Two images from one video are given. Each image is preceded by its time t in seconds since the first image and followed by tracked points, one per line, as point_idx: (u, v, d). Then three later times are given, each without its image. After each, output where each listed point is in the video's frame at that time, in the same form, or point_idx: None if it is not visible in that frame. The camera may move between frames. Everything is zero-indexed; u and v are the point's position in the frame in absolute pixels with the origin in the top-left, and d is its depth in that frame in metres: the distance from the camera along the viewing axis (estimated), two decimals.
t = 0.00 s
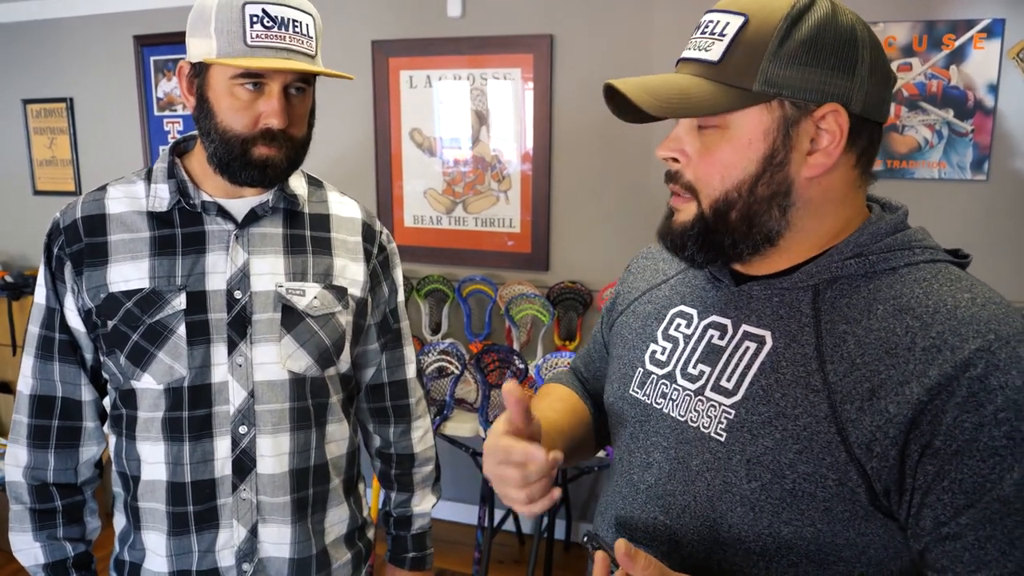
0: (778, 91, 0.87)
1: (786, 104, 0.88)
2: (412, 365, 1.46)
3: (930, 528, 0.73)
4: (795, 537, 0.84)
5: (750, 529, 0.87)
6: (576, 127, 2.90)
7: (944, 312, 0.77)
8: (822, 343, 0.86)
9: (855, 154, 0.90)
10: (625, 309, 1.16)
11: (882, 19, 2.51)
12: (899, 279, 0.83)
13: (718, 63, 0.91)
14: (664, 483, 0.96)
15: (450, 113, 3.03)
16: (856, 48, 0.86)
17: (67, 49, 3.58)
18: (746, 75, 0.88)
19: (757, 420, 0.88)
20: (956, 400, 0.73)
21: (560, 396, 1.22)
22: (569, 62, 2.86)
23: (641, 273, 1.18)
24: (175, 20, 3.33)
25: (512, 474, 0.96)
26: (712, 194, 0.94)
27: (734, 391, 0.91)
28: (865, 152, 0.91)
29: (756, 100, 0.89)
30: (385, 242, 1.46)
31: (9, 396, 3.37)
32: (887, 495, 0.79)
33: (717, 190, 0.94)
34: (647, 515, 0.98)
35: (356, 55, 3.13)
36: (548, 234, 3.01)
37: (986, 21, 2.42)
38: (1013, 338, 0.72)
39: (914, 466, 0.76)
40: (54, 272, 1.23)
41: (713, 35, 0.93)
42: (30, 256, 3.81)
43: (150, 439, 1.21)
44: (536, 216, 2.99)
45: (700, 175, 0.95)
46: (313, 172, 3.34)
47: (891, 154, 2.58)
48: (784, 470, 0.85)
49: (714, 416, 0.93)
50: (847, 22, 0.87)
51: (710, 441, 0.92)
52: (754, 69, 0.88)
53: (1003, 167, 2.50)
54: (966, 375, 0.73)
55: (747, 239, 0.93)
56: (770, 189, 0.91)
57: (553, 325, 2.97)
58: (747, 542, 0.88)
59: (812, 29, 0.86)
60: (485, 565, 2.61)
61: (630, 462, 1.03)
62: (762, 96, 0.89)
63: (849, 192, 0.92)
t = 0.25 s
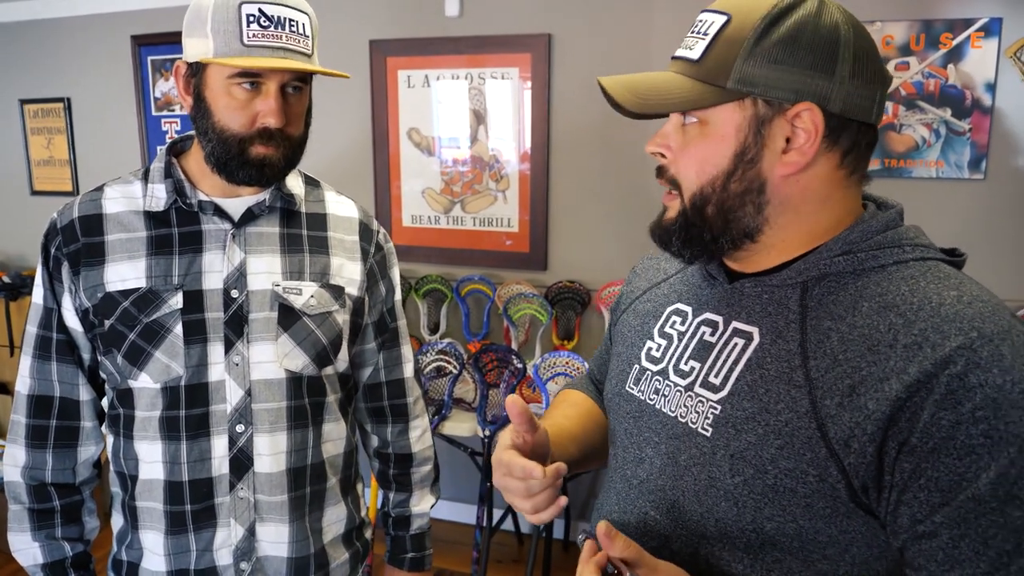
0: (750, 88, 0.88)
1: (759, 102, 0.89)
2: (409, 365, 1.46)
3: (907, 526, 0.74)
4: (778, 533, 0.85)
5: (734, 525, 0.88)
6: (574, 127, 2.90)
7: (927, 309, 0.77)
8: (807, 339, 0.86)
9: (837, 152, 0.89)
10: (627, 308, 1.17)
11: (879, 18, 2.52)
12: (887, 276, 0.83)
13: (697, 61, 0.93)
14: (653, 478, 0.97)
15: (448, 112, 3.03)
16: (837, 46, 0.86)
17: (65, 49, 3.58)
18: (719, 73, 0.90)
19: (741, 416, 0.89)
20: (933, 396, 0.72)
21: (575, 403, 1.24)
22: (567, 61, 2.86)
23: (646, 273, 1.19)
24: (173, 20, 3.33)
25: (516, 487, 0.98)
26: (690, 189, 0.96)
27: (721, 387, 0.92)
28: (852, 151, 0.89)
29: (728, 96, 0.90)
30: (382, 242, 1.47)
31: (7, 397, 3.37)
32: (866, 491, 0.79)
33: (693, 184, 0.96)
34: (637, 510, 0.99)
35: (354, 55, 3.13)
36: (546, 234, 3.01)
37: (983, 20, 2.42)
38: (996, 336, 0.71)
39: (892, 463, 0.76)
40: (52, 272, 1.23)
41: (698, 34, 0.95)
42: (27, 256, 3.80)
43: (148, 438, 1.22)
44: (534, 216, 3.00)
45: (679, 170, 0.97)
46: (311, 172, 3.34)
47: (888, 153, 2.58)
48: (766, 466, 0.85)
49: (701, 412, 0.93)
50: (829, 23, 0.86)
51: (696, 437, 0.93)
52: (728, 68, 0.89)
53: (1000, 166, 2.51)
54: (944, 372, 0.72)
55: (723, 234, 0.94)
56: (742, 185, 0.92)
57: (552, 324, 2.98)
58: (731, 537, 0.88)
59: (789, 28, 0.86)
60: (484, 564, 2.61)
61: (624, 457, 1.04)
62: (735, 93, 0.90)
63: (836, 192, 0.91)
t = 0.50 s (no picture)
0: (742, 87, 0.89)
1: (750, 100, 0.90)
2: (408, 364, 1.47)
3: (892, 522, 0.74)
4: (767, 531, 0.85)
5: (725, 523, 0.88)
6: (571, 126, 2.91)
7: (913, 304, 0.78)
8: (795, 336, 0.87)
9: (828, 153, 0.89)
10: (626, 309, 1.17)
11: (875, 17, 2.52)
12: (874, 273, 0.84)
13: (691, 59, 0.94)
14: (646, 477, 0.98)
15: (445, 112, 3.03)
16: (831, 46, 0.86)
17: (62, 49, 3.57)
18: (712, 71, 0.91)
19: (729, 413, 0.89)
20: (917, 392, 0.73)
21: (580, 403, 1.24)
22: (564, 60, 2.87)
23: (645, 275, 1.19)
24: (170, 20, 3.33)
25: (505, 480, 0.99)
26: (680, 185, 0.97)
27: (711, 384, 0.93)
28: (843, 151, 0.90)
29: (720, 95, 0.91)
30: (381, 242, 1.47)
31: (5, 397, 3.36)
32: (852, 488, 0.79)
33: (684, 181, 0.97)
34: (631, 509, 1.00)
35: (351, 54, 3.13)
36: (544, 233, 3.02)
37: (979, 19, 2.43)
38: (981, 331, 0.72)
39: (877, 458, 0.76)
40: (51, 273, 1.23)
41: (693, 32, 0.96)
42: (24, 256, 3.80)
43: (147, 437, 1.22)
44: (531, 215, 3.00)
45: (671, 166, 0.98)
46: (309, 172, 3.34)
47: (885, 152, 2.59)
48: (753, 463, 0.86)
49: (691, 410, 0.94)
50: (823, 24, 0.87)
51: (687, 435, 0.93)
52: (720, 67, 0.90)
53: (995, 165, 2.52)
54: (927, 367, 0.73)
55: (711, 230, 0.95)
56: (731, 182, 0.93)
57: (549, 323, 2.98)
58: (722, 536, 0.89)
59: (784, 28, 0.87)
60: (482, 564, 2.62)
61: (619, 457, 1.05)
62: (726, 91, 0.91)
63: (826, 191, 0.91)
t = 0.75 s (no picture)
0: (740, 84, 0.89)
1: (749, 98, 0.90)
2: (410, 364, 1.47)
3: (894, 518, 0.74)
4: (769, 528, 0.85)
5: (727, 520, 0.89)
6: (570, 125, 2.91)
7: (913, 300, 0.78)
8: (795, 333, 0.87)
9: (826, 152, 0.90)
10: (625, 309, 1.17)
11: (873, 16, 2.53)
12: (874, 269, 0.84)
13: (689, 57, 0.94)
14: (647, 475, 0.98)
15: (444, 112, 3.03)
16: (829, 45, 0.87)
17: (60, 51, 3.57)
18: (709, 68, 0.91)
19: (730, 411, 0.90)
20: (918, 386, 0.73)
21: (580, 405, 1.25)
22: (562, 60, 2.87)
23: (644, 276, 1.19)
24: (168, 21, 3.33)
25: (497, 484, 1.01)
26: (680, 183, 0.98)
27: (711, 382, 0.93)
28: (841, 150, 0.90)
29: (719, 92, 0.91)
30: (381, 242, 1.47)
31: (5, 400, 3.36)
32: (854, 484, 0.80)
33: (682, 179, 0.97)
34: (632, 508, 1.00)
35: (349, 55, 3.14)
36: (544, 233, 3.02)
37: (976, 17, 2.44)
38: (982, 325, 0.72)
39: (879, 454, 0.77)
40: (53, 275, 1.23)
41: (692, 30, 0.96)
42: (23, 258, 3.80)
43: (150, 438, 1.22)
44: (530, 215, 3.01)
45: (670, 164, 0.98)
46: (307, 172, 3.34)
47: (883, 151, 2.60)
48: (754, 460, 0.86)
49: (692, 407, 0.94)
50: (820, 22, 0.87)
51: (687, 433, 0.94)
52: (718, 64, 0.91)
53: (994, 162, 2.53)
54: (928, 361, 0.73)
55: (711, 228, 0.95)
56: (730, 179, 0.93)
57: (548, 323, 2.99)
58: (724, 534, 0.89)
59: (782, 27, 0.87)
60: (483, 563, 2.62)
61: (620, 456, 1.05)
62: (725, 88, 0.91)
63: (825, 190, 0.92)
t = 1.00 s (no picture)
0: (739, 89, 0.89)
1: (748, 102, 0.90)
2: (411, 364, 1.47)
3: (903, 520, 0.75)
4: (777, 530, 0.85)
5: (734, 522, 0.89)
6: (569, 126, 2.91)
7: (922, 302, 0.78)
8: (802, 335, 0.87)
9: (828, 149, 0.90)
10: (625, 309, 1.17)
11: (871, 15, 2.53)
12: (881, 271, 0.84)
13: (684, 65, 0.94)
14: (653, 478, 0.98)
15: (443, 113, 3.03)
16: (823, 42, 0.87)
17: (58, 52, 3.57)
18: (707, 77, 0.91)
19: (737, 413, 0.90)
20: (928, 388, 0.73)
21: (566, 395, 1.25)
22: (561, 60, 2.87)
23: (641, 275, 1.19)
24: (166, 22, 3.33)
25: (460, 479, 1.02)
26: (686, 194, 0.97)
27: (718, 384, 0.93)
28: (842, 145, 0.90)
29: (717, 98, 0.91)
30: (381, 242, 1.47)
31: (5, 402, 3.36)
32: (863, 486, 0.80)
33: (689, 189, 0.96)
34: (637, 511, 1.00)
35: (348, 55, 3.14)
36: (544, 233, 3.02)
37: (975, 16, 2.44)
38: (990, 328, 0.73)
39: (889, 456, 0.77)
40: (54, 277, 1.23)
41: (683, 37, 0.96)
42: (22, 260, 3.80)
43: (151, 440, 1.22)
44: (530, 215, 3.01)
45: (675, 175, 0.97)
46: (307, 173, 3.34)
47: (882, 150, 2.60)
48: (762, 462, 0.86)
49: (698, 409, 0.94)
50: (812, 20, 0.88)
51: (694, 435, 0.94)
52: (715, 70, 0.90)
53: (993, 161, 2.53)
54: (939, 363, 0.73)
55: (720, 235, 0.95)
56: (738, 186, 0.93)
57: (548, 323, 2.99)
58: (731, 536, 0.89)
59: (775, 27, 0.87)
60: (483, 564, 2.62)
61: (623, 458, 1.05)
62: (724, 94, 0.90)
63: (827, 187, 0.92)
